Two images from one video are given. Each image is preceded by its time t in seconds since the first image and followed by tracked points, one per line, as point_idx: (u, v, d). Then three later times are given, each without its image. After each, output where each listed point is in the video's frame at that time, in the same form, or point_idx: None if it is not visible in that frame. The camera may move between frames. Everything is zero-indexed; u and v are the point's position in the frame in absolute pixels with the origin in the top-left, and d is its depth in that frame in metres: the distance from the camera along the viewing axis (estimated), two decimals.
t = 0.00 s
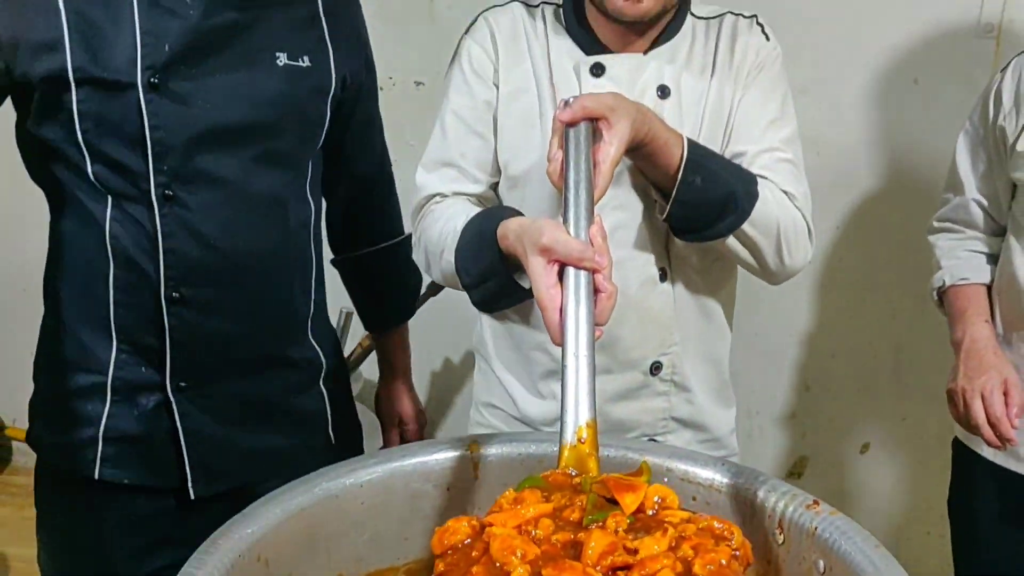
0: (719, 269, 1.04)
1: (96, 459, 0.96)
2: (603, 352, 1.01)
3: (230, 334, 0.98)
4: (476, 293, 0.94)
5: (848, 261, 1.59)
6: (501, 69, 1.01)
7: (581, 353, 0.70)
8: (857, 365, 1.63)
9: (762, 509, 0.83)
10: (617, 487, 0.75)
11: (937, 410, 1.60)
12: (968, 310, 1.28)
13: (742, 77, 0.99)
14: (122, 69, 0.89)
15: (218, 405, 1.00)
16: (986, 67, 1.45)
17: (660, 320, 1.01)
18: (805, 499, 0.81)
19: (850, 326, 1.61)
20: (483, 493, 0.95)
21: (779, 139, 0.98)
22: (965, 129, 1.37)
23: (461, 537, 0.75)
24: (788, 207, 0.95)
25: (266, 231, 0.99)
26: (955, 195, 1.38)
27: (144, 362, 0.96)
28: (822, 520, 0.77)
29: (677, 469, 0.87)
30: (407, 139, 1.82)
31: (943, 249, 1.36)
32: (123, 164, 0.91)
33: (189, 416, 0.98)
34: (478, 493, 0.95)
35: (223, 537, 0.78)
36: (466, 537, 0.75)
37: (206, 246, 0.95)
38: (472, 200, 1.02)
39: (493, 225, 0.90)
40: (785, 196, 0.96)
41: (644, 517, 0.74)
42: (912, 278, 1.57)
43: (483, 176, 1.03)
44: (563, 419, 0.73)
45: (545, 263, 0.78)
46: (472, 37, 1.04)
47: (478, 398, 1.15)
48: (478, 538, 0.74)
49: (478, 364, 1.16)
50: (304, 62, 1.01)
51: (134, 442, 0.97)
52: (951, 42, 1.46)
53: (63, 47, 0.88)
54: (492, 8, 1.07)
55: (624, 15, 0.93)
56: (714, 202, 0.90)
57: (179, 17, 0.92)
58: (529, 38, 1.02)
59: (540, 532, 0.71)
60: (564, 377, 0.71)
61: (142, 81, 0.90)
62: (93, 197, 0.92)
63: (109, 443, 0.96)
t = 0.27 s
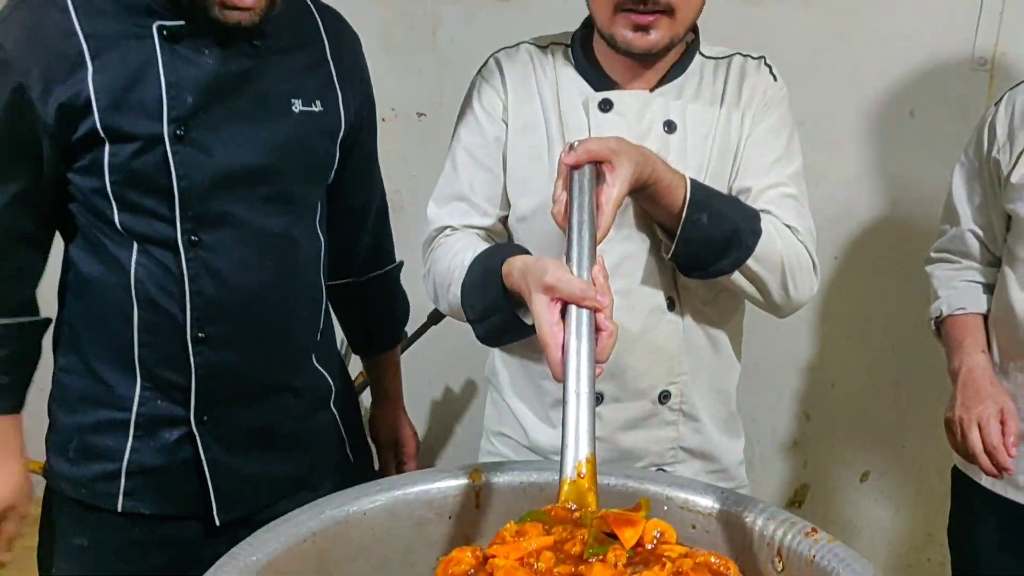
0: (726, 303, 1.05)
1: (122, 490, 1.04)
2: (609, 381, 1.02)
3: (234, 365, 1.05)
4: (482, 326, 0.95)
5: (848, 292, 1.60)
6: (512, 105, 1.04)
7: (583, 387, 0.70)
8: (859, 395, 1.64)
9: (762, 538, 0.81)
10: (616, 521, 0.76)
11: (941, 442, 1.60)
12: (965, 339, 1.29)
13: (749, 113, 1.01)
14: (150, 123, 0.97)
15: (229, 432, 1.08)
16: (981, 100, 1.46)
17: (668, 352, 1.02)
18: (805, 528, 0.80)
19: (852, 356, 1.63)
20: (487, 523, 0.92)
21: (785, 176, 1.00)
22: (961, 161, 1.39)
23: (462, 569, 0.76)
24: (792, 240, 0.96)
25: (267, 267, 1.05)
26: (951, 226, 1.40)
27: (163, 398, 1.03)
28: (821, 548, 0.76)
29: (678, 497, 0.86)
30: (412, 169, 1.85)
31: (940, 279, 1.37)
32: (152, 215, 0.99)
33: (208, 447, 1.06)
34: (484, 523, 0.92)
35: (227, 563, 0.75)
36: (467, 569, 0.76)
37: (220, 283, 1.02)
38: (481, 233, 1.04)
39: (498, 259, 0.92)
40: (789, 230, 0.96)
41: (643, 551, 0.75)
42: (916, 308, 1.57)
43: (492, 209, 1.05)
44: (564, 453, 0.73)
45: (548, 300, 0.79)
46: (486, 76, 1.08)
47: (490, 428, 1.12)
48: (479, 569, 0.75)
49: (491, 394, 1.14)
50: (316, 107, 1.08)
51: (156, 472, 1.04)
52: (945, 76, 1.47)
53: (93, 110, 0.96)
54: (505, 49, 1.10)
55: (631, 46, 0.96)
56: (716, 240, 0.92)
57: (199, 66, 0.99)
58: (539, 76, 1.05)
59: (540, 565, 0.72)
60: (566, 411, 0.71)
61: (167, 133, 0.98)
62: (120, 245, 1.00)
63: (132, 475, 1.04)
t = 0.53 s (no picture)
0: (718, 339, 1.06)
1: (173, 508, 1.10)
2: (605, 414, 1.03)
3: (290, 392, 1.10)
4: (477, 357, 0.95)
5: (842, 326, 1.62)
6: (515, 144, 1.07)
7: (574, 421, 0.71)
8: (854, 430, 1.64)
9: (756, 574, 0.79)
10: (608, 547, 0.74)
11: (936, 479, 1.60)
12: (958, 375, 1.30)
13: (747, 156, 1.03)
14: (215, 160, 1.06)
15: (276, 459, 1.12)
16: (972, 138, 1.49)
17: (665, 387, 1.03)
18: (798, 564, 0.77)
19: (848, 391, 1.63)
20: (482, 558, 0.92)
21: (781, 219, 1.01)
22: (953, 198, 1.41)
23: None
24: (783, 281, 0.97)
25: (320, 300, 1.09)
26: (943, 261, 1.41)
27: (219, 423, 1.10)
28: None
29: (671, 532, 0.84)
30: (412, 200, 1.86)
31: (933, 314, 1.38)
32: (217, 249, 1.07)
33: (253, 471, 1.11)
34: (478, 557, 0.92)
35: None
36: None
37: (269, 313, 1.08)
38: (481, 267, 1.05)
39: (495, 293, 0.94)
40: (782, 271, 0.97)
41: None
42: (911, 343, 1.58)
43: (493, 243, 1.06)
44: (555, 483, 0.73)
45: (541, 334, 0.80)
46: (493, 116, 1.11)
47: (489, 461, 1.12)
48: None
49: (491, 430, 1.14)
50: (372, 147, 1.14)
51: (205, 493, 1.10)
52: (936, 115, 1.50)
53: (162, 145, 1.06)
54: (512, 90, 1.13)
55: (634, 87, 0.98)
56: (709, 280, 0.93)
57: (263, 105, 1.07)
58: (543, 115, 1.08)
59: None
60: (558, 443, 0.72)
61: (231, 170, 1.06)
62: (184, 274, 1.09)
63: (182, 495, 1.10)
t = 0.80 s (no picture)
0: (710, 366, 1.08)
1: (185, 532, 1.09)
2: (597, 439, 1.05)
3: (296, 418, 1.09)
4: (470, 381, 0.97)
5: (832, 353, 1.63)
6: (514, 173, 1.10)
7: (561, 442, 0.71)
8: (845, 457, 1.66)
9: None
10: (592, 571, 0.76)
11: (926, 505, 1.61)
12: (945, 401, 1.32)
13: (741, 188, 1.05)
14: (229, 184, 1.05)
15: (285, 483, 1.11)
16: (957, 168, 1.51)
17: (656, 413, 1.04)
18: None
19: (839, 417, 1.65)
20: None
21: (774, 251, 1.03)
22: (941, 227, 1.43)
23: None
24: (772, 310, 0.99)
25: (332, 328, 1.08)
26: (931, 288, 1.43)
27: (227, 447, 1.09)
28: None
29: (660, 558, 0.84)
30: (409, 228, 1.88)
31: (922, 340, 1.39)
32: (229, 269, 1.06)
33: (263, 496, 1.10)
34: None
35: None
36: None
37: (283, 336, 1.07)
38: (479, 290, 1.07)
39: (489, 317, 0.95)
40: (771, 302, 0.99)
41: None
42: (901, 370, 1.60)
43: (490, 269, 1.08)
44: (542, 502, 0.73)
45: (532, 359, 0.82)
46: (493, 146, 1.13)
47: (485, 485, 1.13)
48: None
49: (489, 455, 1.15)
50: (385, 174, 1.12)
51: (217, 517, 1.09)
52: (921, 146, 1.53)
53: (179, 167, 1.05)
54: (513, 121, 1.16)
55: (634, 122, 1.00)
56: (698, 308, 0.95)
57: (277, 135, 1.06)
58: (542, 145, 1.10)
59: None
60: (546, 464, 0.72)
61: (246, 192, 1.05)
62: (194, 296, 1.07)
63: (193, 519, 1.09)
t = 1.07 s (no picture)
0: (705, 386, 1.09)
1: (193, 553, 1.06)
2: (593, 456, 1.06)
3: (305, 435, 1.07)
4: (466, 400, 0.98)
5: (826, 373, 1.65)
6: (515, 195, 1.12)
7: (553, 461, 0.73)
8: (838, 476, 1.67)
9: None
10: None
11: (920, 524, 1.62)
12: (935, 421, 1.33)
13: (738, 212, 1.07)
14: (232, 199, 1.04)
15: (295, 501, 1.09)
16: (946, 190, 1.54)
17: (651, 431, 1.06)
18: None
19: (833, 437, 1.66)
20: None
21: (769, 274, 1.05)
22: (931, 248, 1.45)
23: None
24: (765, 331, 1.00)
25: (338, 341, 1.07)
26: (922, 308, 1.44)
27: (236, 466, 1.06)
28: None
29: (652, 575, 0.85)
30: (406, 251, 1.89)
31: (913, 360, 1.41)
32: (235, 284, 1.04)
33: (272, 513, 1.07)
34: None
35: None
36: None
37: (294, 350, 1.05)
38: (479, 309, 1.09)
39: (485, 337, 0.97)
40: (764, 323, 1.01)
41: None
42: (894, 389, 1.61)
43: (490, 289, 1.10)
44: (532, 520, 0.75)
45: (525, 379, 0.84)
46: (496, 168, 1.15)
47: (484, 503, 1.13)
48: None
49: (489, 473, 1.16)
50: (382, 186, 1.12)
51: (225, 537, 1.06)
52: (911, 168, 1.55)
53: (182, 186, 1.04)
54: (516, 144, 1.18)
55: (634, 145, 1.02)
56: (691, 329, 0.97)
57: (279, 148, 1.06)
58: (542, 168, 1.12)
59: None
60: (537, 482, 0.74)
61: (247, 207, 1.04)
62: (199, 314, 1.05)
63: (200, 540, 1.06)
